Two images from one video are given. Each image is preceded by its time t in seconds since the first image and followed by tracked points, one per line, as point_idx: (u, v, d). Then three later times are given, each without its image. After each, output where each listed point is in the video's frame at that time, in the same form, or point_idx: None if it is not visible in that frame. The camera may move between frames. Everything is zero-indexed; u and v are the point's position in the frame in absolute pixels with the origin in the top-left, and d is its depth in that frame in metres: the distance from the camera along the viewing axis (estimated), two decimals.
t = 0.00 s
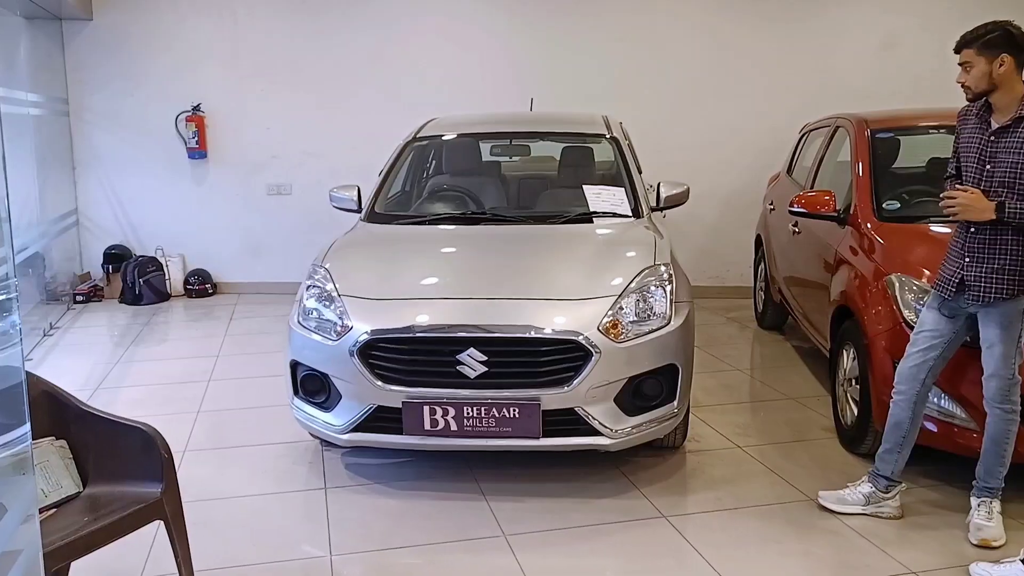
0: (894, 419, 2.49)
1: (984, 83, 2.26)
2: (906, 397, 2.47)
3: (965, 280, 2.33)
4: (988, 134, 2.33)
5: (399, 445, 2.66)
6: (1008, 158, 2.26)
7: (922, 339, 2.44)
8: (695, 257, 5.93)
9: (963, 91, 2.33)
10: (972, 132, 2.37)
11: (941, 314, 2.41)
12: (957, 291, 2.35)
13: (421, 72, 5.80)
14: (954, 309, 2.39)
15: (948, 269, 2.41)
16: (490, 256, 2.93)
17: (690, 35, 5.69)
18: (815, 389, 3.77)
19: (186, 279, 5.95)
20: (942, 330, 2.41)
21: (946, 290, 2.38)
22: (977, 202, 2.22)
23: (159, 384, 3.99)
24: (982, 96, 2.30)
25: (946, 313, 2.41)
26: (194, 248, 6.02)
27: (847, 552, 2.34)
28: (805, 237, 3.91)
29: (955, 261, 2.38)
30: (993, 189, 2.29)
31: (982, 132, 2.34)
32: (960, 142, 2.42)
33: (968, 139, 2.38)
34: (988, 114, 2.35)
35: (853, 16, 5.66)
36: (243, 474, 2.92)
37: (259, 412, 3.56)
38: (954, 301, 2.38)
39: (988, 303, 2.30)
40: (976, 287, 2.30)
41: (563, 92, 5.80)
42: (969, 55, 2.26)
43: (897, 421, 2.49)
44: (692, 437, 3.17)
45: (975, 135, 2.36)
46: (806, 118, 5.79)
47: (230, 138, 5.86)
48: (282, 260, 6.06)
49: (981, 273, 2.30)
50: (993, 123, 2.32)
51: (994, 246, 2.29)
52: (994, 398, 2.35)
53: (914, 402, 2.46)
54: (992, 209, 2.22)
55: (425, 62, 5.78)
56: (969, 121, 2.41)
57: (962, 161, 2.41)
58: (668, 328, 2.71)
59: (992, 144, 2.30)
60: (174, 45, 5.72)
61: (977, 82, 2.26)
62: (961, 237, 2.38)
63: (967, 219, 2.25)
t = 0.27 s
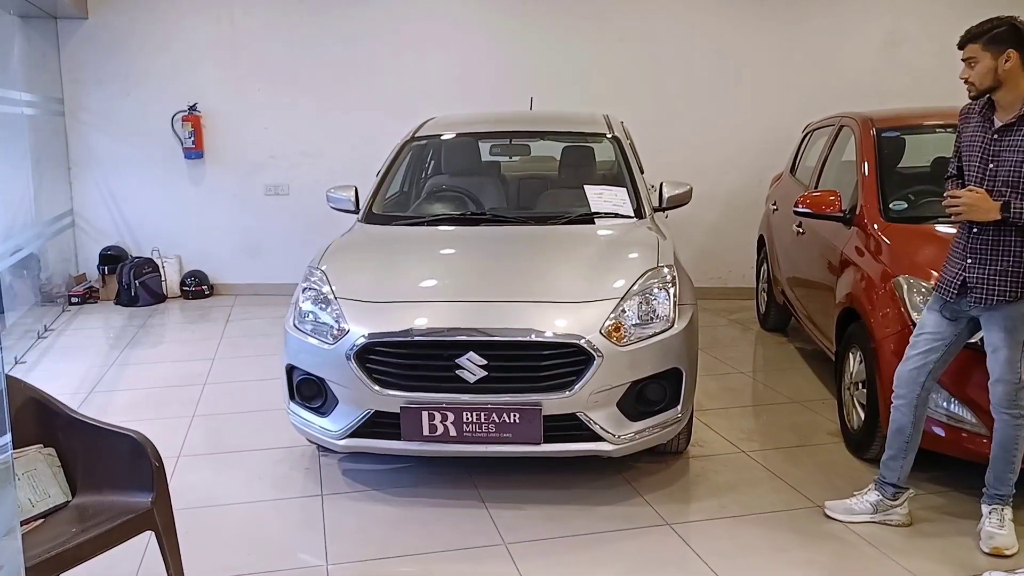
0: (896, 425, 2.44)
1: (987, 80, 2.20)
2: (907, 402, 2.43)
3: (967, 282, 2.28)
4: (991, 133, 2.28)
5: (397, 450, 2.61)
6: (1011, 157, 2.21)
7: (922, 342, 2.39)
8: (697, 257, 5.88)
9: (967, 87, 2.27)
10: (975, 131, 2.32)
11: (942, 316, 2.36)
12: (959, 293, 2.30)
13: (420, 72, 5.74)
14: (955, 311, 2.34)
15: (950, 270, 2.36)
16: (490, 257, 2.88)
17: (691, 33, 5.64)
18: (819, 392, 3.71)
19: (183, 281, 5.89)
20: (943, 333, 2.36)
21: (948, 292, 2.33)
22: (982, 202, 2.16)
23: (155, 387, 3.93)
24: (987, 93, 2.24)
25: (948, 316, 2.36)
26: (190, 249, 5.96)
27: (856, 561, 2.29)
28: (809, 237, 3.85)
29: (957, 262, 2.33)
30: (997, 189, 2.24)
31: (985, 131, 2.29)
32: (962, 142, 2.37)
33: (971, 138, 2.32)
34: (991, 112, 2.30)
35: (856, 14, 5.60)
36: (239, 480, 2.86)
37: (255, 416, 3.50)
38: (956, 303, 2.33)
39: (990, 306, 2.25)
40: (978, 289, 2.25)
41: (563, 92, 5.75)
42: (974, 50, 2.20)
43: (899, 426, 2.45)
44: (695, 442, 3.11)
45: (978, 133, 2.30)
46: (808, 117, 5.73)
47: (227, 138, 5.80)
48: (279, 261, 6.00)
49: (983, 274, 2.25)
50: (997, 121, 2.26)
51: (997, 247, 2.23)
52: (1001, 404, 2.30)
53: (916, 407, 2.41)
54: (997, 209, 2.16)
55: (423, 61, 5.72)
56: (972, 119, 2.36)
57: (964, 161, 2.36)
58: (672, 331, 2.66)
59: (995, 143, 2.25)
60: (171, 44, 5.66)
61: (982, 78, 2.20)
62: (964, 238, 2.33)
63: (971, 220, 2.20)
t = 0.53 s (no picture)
0: (903, 429, 2.41)
1: (998, 78, 2.16)
2: (911, 405, 2.40)
3: (971, 282, 2.25)
4: (998, 131, 2.24)
5: (403, 456, 2.56)
6: (1018, 156, 2.17)
7: (924, 343, 2.36)
8: (701, 258, 5.83)
9: (979, 81, 2.21)
10: (982, 129, 2.28)
11: (946, 318, 2.33)
12: (963, 293, 2.27)
13: (422, 71, 5.69)
14: (959, 312, 2.31)
15: (954, 270, 2.33)
16: (497, 259, 2.83)
17: (696, 32, 5.59)
18: (828, 395, 3.67)
19: (183, 282, 5.84)
20: (947, 334, 2.33)
21: (951, 293, 2.30)
22: (990, 202, 2.14)
23: (155, 390, 3.88)
24: (998, 88, 2.19)
25: (951, 317, 2.32)
26: (191, 250, 5.91)
27: (872, 568, 2.24)
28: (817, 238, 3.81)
29: (961, 262, 2.30)
30: (1004, 188, 2.20)
31: (992, 129, 2.25)
32: (968, 141, 2.33)
33: (978, 136, 2.29)
34: (999, 111, 2.26)
35: (862, 13, 5.56)
36: (241, 486, 2.81)
37: (258, 420, 3.45)
38: (959, 304, 2.29)
39: (995, 307, 2.21)
40: (983, 290, 2.22)
41: (566, 91, 5.70)
42: (993, 41, 2.14)
43: (906, 431, 2.42)
44: (705, 446, 3.07)
45: (984, 132, 2.27)
46: (813, 116, 5.69)
47: (227, 138, 5.75)
48: (280, 263, 5.95)
49: (988, 275, 2.21)
50: (1004, 119, 2.22)
51: (1004, 247, 2.20)
52: (1012, 407, 2.25)
53: (921, 410, 2.38)
54: (1006, 209, 2.14)
55: (424, 60, 5.67)
56: (979, 118, 2.32)
57: (970, 160, 2.32)
58: (682, 334, 2.61)
59: (1003, 141, 2.21)
60: (171, 43, 5.61)
61: (998, 72, 2.15)
62: (968, 238, 2.30)
63: (978, 219, 2.18)
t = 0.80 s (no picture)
0: (927, 438, 2.35)
1: None
2: (933, 412, 2.34)
3: (994, 288, 2.17)
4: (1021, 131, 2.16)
5: (420, 464, 2.50)
6: None
7: (945, 348, 2.30)
8: (711, 259, 5.77)
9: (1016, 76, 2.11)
10: (1003, 129, 2.20)
11: (967, 323, 2.26)
12: (985, 299, 2.19)
13: (430, 71, 5.63)
14: (981, 317, 2.24)
15: (973, 274, 2.25)
16: (514, 262, 2.77)
17: (705, 31, 5.54)
18: (847, 399, 3.61)
19: (187, 284, 5.78)
20: (967, 338, 2.27)
21: (972, 299, 2.22)
22: (1014, 201, 2.09)
23: (162, 395, 3.82)
24: None
25: (972, 322, 2.26)
26: (195, 252, 5.85)
27: None
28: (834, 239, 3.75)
29: (982, 266, 2.23)
30: None
31: (1015, 129, 2.17)
32: (987, 141, 2.25)
33: (999, 137, 2.20)
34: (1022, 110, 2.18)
35: (873, 12, 5.50)
36: (253, 494, 2.75)
37: (267, 426, 3.39)
38: (981, 310, 2.23)
39: (1019, 312, 2.14)
40: (1007, 296, 2.14)
41: (575, 90, 5.64)
42: None
43: (930, 439, 2.35)
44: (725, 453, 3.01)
45: (1007, 133, 2.18)
46: (824, 116, 5.63)
47: (232, 138, 5.69)
48: (286, 264, 5.89)
49: (1012, 280, 2.14)
50: None
51: None
52: None
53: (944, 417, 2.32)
54: None
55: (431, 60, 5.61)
56: (1000, 118, 2.23)
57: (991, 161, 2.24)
58: (705, 339, 2.55)
59: None
60: (175, 43, 5.55)
61: None
62: (989, 241, 2.22)
63: (1004, 220, 2.13)
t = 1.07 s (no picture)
0: (962, 452, 2.29)
1: None
2: (970, 426, 2.28)
3: None
4: None
5: (443, 478, 2.45)
6: None
7: (981, 361, 2.23)
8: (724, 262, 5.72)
9: None
10: None
11: (1004, 335, 2.19)
12: None
13: (440, 72, 5.58)
14: (1019, 329, 2.17)
15: (1011, 284, 2.18)
16: (537, 270, 2.72)
17: (718, 33, 5.48)
18: (869, 407, 3.56)
19: (194, 288, 5.72)
20: (1005, 351, 2.20)
21: (1011, 311, 2.15)
22: None
23: (173, 403, 3.76)
24: None
25: (1010, 334, 2.19)
26: (203, 256, 5.80)
27: None
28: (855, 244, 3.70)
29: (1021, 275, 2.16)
30: None
31: None
32: None
33: None
34: None
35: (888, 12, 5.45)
36: (270, 507, 2.70)
37: (282, 435, 3.33)
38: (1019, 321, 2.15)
39: None
40: None
41: (586, 92, 5.59)
42: None
43: (966, 453, 2.30)
44: (750, 464, 2.96)
45: None
46: (839, 118, 5.58)
47: (240, 140, 5.64)
48: (294, 268, 5.84)
49: None
50: None
51: None
52: None
53: (981, 431, 2.26)
54: None
55: (440, 61, 5.56)
56: None
57: None
58: (733, 350, 2.50)
59: None
60: (183, 44, 5.49)
61: None
62: None
63: None
